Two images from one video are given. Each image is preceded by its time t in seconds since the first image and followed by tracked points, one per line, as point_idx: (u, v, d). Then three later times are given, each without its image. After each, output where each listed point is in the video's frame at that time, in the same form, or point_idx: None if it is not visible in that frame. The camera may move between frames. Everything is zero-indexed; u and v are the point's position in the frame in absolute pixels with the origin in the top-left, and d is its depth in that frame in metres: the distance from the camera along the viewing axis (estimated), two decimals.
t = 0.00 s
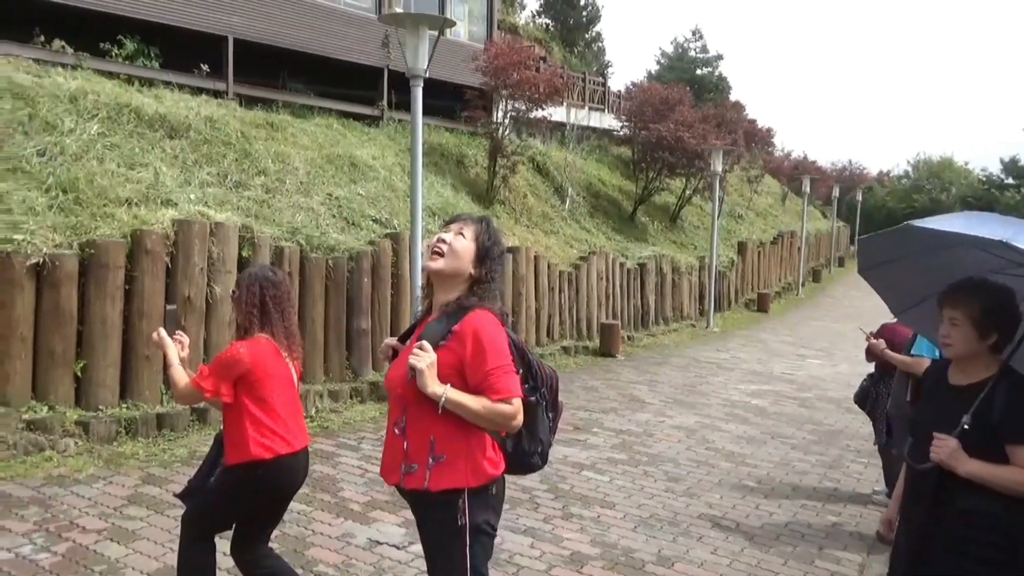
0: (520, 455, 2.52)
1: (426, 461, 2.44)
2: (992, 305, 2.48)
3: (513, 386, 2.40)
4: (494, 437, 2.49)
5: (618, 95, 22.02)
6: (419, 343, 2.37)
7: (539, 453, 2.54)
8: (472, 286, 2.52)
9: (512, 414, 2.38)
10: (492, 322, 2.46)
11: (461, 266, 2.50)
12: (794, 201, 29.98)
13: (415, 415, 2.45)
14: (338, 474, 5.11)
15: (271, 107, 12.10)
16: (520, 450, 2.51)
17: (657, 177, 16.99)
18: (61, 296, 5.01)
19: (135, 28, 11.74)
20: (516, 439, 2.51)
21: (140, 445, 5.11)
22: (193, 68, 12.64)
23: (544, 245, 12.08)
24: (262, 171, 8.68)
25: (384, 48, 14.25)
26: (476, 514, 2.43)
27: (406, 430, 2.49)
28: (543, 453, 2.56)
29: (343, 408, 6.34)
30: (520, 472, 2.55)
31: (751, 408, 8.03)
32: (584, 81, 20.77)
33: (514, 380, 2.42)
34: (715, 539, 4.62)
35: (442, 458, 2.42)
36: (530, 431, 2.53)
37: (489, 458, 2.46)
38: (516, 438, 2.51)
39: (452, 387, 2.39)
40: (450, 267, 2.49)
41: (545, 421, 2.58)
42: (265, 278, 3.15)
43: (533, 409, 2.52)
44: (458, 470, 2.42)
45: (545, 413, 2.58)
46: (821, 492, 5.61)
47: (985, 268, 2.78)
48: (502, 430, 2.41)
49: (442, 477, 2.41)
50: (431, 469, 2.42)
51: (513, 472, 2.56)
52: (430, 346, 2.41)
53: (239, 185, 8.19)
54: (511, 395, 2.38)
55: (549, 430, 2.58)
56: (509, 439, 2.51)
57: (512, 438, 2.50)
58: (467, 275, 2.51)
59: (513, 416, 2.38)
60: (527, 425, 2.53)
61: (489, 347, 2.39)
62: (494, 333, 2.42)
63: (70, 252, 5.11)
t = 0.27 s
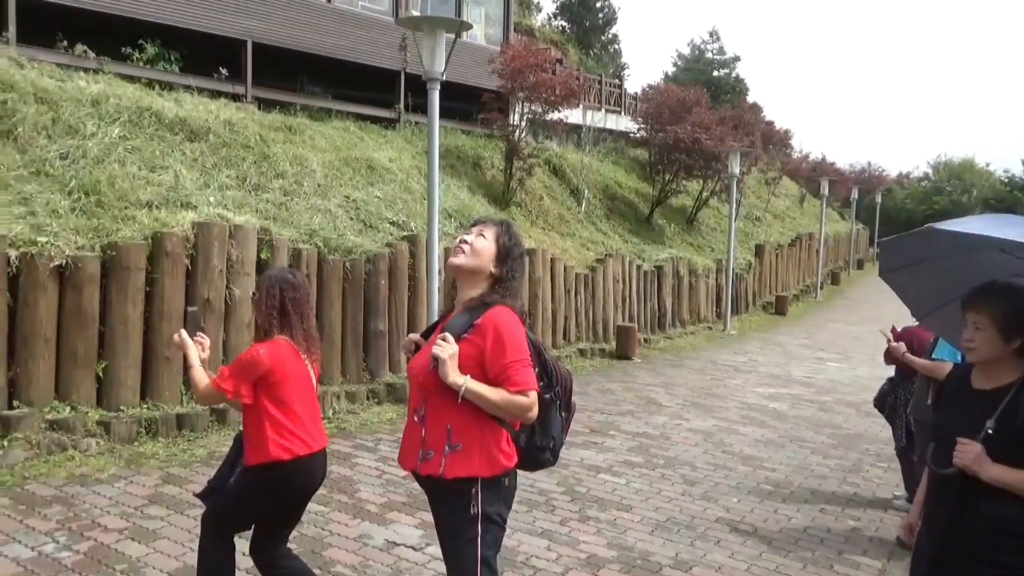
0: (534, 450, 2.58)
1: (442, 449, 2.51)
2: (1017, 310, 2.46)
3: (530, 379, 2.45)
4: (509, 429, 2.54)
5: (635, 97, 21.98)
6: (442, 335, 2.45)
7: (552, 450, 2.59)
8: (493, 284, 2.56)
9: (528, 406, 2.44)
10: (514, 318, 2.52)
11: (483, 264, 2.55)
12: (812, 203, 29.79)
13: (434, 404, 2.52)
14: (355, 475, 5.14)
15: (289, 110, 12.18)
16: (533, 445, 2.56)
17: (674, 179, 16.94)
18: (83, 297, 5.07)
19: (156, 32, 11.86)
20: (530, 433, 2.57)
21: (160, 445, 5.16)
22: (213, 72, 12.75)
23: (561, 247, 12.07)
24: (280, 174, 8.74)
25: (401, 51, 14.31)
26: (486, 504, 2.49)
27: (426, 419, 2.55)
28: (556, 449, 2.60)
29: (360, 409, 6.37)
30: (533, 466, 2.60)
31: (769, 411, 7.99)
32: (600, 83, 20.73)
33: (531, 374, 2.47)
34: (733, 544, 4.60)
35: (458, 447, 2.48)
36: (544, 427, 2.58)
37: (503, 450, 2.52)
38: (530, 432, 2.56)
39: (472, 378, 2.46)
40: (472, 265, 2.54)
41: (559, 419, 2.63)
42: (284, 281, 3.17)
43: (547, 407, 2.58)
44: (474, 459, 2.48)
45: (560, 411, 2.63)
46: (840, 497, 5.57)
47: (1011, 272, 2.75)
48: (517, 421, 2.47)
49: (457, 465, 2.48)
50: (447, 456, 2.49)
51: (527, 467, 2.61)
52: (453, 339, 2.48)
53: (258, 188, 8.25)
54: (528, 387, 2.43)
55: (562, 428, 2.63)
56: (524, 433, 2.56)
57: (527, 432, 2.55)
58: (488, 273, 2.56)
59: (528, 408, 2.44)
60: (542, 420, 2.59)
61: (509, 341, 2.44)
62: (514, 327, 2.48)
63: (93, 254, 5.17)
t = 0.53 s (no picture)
0: (551, 448, 2.59)
1: (459, 444, 2.53)
2: None
3: (545, 377, 2.46)
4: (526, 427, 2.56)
5: (654, 100, 21.94)
6: (459, 332, 2.49)
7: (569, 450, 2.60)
8: (509, 283, 2.57)
9: (541, 404, 2.44)
10: (532, 317, 2.53)
11: (499, 264, 2.56)
12: (833, 206, 29.58)
13: (452, 399, 2.55)
14: (375, 477, 5.17)
15: (310, 113, 12.27)
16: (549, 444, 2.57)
17: (694, 182, 16.88)
18: (108, 298, 5.13)
19: (179, 36, 11.99)
20: (546, 432, 2.58)
21: (182, 444, 5.22)
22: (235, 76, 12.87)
23: (579, 250, 12.07)
24: (301, 177, 8.81)
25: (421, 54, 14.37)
26: (501, 501, 2.51)
27: (444, 414, 2.59)
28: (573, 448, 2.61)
29: (380, 411, 6.40)
30: (549, 466, 2.61)
31: (790, 416, 7.94)
32: (619, 86, 20.71)
33: (547, 371, 2.48)
34: (753, 549, 4.58)
35: (475, 443, 2.51)
36: (560, 426, 2.60)
37: (519, 448, 2.53)
38: (547, 431, 2.58)
39: (487, 375, 2.48)
40: (488, 265, 2.56)
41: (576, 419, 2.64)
42: (306, 283, 3.20)
43: (565, 406, 2.59)
44: (489, 455, 2.50)
45: (577, 412, 2.64)
46: (862, 503, 5.53)
47: None
48: (532, 418, 2.47)
49: (472, 460, 2.50)
50: (463, 451, 2.51)
51: (543, 466, 2.62)
52: (470, 336, 2.51)
53: (279, 190, 8.32)
54: (542, 385, 2.44)
55: (581, 429, 2.64)
56: (541, 432, 2.58)
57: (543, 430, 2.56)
58: (504, 273, 2.57)
59: (542, 405, 2.44)
60: (558, 419, 2.60)
61: (525, 338, 2.46)
62: (531, 325, 2.49)
63: (118, 256, 5.24)
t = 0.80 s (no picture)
0: (572, 450, 2.57)
1: (480, 444, 2.55)
2: None
3: (563, 377, 2.45)
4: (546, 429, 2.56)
5: (677, 103, 21.87)
6: (478, 333, 2.52)
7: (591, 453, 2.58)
8: (527, 284, 2.59)
9: (559, 404, 2.43)
10: (551, 318, 2.54)
11: (515, 264, 2.58)
12: (858, 210, 29.30)
13: (473, 400, 2.57)
14: (396, 477, 5.19)
15: (334, 115, 12.35)
16: (570, 446, 2.56)
17: (716, 186, 16.79)
18: (135, 296, 5.20)
19: (206, 39, 12.13)
20: (568, 434, 2.57)
21: (207, 442, 5.28)
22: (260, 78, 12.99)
23: (602, 254, 12.04)
24: (325, 178, 8.87)
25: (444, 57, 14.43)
26: (521, 503, 2.52)
27: (466, 415, 2.61)
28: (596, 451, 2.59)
29: (401, 411, 6.43)
30: (571, 469, 2.60)
31: (813, 422, 7.88)
32: (642, 89, 20.65)
33: (566, 372, 2.47)
34: (776, 557, 4.55)
35: (495, 443, 2.52)
36: (583, 429, 2.58)
37: (538, 449, 2.53)
38: (568, 434, 2.57)
39: (506, 375, 2.49)
40: (501, 268, 2.59)
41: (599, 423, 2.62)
42: (331, 283, 3.22)
43: (587, 408, 2.58)
44: (508, 455, 2.51)
45: (601, 415, 2.63)
46: (887, 512, 5.47)
47: None
48: (551, 418, 2.47)
49: (492, 460, 2.51)
50: (483, 452, 2.53)
51: (565, 469, 2.61)
52: (489, 337, 2.53)
53: (303, 192, 8.38)
54: (559, 384, 2.43)
55: (605, 433, 2.62)
56: (562, 433, 2.57)
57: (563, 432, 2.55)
58: (520, 273, 2.58)
59: (559, 405, 2.44)
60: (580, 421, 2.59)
61: (543, 338, 2.46)
62: (549, 326, 2.50)
63: (145, 255, 5.30)
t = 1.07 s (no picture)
0: (602, 456, 2.58)
1: (510, 452, 2.55)
2: None
3: (591, 384, 2.44)
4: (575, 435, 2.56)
5: (704, 105, 21.75)
6: (504, 342, 2.53)
7: (623, 458, 2.59)
8: (543, 287, 2.58)
9: (587, 411, 2.42)
10: (576, 323, 2.52)
11: (525, 270, 2.59)
12: (889, 214, 28.94)
13: (501, 408, 2.58)
14: (421, 477, 5.21)
15: (362, 117, 12.44)
16: (600, 452, 2.57)
17: (744, 189, 16.67)
18: (167, 295, 5.26)
19: (238, 41, 12.27)
20: (598, 440, 2.58)
21: (235, 440, 5.33)
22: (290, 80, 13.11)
23: (627, 256, 12.01)
24: (352, 179, 8.93)
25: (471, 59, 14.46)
26: (553, 510, 2.52)
27: (495, 422, 2.61)
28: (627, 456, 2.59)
29: (426, 412, 6.45)
30: (603, 474, 2.60)
31: (842, 429, 7.80)
32: (669, 91, 20.57)
33: (593, 379, 2.46)
34: (804, 565, 4.50)
35: (524, 451, 2.52)
36: (613, 434, 2.58)
37: (569, 456, 2.53)
38: (598, 440, 2.57)
39: (533, 383, 2.49)
40: (516, 277, 2.61)
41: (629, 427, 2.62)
42: (362, 284, 3.24)
43: (616, 413, 2.58)
44: (538, 463, 2.51)
45: (632, 419, 2.62)
46: (918, 521, 5.40)
47: None
48: (579, 426, 2.46)
49: (522, 468, 2.52)
50: (513, 460, 2.53)
51: (597, 474, 2.61)
52: (515, 345, 2.53)
53: (330, 193, 8.44)
54: (587, 392, 2.42)
55: (636, 438, 2.62)
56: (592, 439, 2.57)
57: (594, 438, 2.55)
58: (532, 277, 2.59)
59: (587, 413, 2.43)
60: (610, 427, 2.58)
61: (569, 345, 2.45)
62: (575, 331, 2.49)
63: (177, 254, 5.37)
